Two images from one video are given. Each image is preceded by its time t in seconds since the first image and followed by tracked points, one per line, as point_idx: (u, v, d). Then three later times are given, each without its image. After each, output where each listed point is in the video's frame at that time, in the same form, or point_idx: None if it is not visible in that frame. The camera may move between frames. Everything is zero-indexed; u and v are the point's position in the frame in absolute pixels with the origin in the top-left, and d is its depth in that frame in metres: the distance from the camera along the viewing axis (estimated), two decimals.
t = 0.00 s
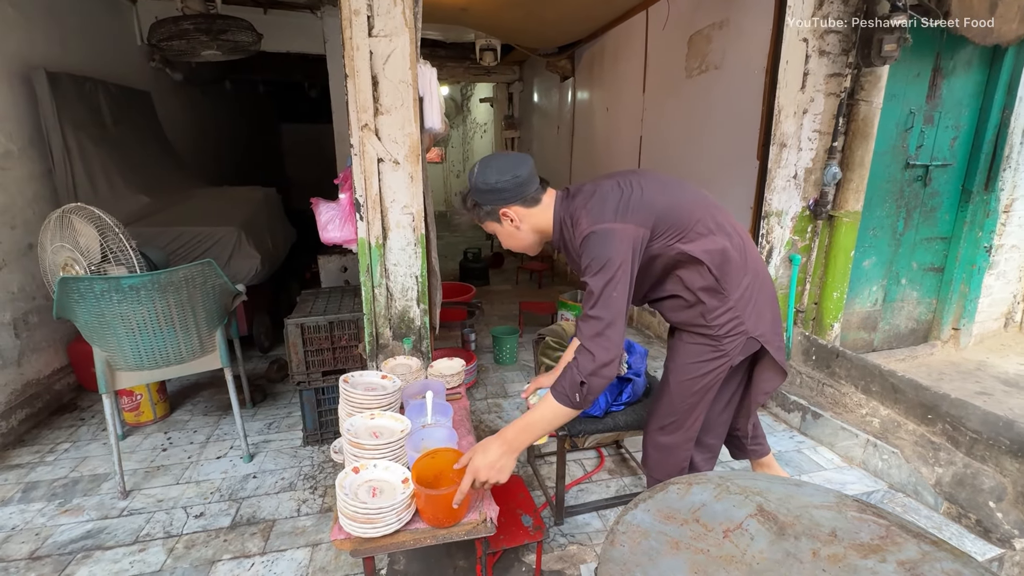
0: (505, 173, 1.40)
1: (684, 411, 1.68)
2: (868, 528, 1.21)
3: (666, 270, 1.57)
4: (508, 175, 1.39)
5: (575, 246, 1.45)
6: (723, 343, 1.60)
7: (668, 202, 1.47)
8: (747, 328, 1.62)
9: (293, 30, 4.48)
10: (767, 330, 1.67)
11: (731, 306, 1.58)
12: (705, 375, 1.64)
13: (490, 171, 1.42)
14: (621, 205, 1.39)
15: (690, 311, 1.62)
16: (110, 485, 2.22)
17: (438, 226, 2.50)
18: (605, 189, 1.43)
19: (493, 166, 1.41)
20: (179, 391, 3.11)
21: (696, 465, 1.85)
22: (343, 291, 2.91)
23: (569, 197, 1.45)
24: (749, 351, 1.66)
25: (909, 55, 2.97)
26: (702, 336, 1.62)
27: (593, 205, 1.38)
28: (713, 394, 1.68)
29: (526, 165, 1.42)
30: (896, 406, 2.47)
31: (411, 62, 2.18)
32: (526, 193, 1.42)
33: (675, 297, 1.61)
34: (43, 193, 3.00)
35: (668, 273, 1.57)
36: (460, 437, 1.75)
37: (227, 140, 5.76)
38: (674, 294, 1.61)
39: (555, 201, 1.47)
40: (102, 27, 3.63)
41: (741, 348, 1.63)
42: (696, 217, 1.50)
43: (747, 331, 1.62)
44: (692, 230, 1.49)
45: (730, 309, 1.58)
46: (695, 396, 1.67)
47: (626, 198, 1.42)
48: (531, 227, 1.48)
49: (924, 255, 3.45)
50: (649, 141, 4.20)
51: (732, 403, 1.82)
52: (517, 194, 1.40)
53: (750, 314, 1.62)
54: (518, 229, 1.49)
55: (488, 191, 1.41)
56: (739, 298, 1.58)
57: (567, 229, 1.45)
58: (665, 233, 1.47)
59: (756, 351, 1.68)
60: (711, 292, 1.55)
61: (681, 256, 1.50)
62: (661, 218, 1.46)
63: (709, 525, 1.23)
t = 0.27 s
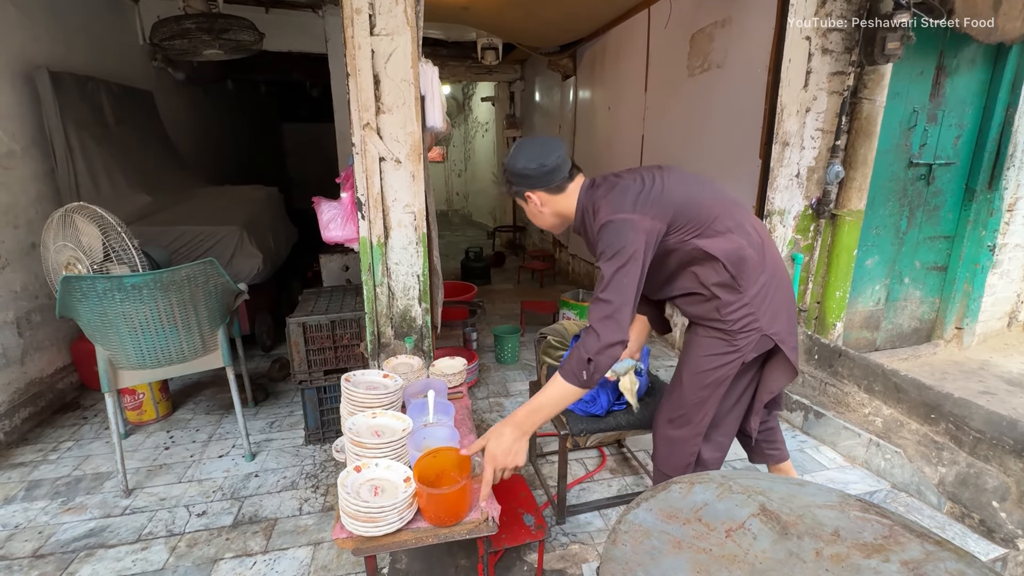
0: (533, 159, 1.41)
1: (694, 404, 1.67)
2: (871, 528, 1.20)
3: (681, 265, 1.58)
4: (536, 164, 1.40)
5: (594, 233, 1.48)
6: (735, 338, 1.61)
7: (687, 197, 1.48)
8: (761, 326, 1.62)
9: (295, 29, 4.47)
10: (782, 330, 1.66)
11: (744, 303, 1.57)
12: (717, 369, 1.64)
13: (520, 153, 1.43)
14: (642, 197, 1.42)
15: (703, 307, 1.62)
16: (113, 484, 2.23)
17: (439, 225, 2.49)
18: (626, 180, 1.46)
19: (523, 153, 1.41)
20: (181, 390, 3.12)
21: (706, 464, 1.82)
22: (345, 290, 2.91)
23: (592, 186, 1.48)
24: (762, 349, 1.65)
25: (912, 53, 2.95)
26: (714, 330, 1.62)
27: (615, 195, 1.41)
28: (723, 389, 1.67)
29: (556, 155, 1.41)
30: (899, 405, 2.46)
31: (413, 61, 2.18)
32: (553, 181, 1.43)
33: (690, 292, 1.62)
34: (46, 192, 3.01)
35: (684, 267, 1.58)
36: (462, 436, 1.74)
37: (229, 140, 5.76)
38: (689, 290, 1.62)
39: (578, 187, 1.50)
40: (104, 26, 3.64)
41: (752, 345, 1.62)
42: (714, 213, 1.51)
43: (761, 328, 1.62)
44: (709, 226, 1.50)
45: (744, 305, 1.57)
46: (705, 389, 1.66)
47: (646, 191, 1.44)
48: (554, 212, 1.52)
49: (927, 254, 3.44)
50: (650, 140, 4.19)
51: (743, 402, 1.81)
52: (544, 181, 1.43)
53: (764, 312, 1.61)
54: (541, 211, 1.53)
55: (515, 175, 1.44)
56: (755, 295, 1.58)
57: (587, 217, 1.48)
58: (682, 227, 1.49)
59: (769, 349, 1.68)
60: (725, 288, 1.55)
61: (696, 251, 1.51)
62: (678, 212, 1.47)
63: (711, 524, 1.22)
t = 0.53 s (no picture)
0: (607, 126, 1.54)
1: (712, 393, 1.67)
2: (870, 529, 1.20)
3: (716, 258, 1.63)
4: (613, 130, 1.53)
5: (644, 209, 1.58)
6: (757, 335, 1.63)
7: (736, 188, 1.55)
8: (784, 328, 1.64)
9: (293, 30, 4.46)
10: (807, 336, 1.67)
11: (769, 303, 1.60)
12: (738, 363, 1.65)
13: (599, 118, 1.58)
14: (695, 179, 1.51)
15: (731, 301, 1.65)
16: (110, 485, 2.22)
17: (438, 225, 2.49)
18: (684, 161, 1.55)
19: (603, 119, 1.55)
20: (179, 391, 3.11)
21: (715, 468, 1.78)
22: (343, 291, 2.90)
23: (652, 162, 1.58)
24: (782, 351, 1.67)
25: (910, 53, 2.95)
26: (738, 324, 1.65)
27: (672, 172, 1.51)
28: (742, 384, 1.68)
29: (632, 126, 1.55)
30: (898, 405, 2.44)
31: (410, 62, 2.17)
32: (624, 148, 1.57)
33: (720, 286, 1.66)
34: (43, 193, 2.99)
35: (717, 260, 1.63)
36: (461, 437, 1.74)
37: (226, 140, 5.75)
38: (720, 284, 1.66)
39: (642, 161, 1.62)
40: (101, 26, 3.62)
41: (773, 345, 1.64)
42: (759, 211, 1.56)
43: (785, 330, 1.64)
44: (749, 222, 1.56)
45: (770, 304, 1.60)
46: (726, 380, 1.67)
47: (699, 176, 1.52)
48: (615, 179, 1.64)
49: (926, 254, 3.44)
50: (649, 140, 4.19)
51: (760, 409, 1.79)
52: (616, 146, 1.56)
53: (787, 316, 1.63)
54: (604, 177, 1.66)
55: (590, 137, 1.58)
56: (781, 298, 1.60)
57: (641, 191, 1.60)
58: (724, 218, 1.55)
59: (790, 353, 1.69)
60: (753, 285, 1.59)
61: (731, 245, 1.56)
62: (723, 203, 1.54)
63: (711, 525, 1.22)
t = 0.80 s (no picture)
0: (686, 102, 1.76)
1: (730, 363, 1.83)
2: (866, 531, 1.20)
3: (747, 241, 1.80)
4: (689, 103, 1.75)
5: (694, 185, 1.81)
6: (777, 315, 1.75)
7: (775, 173, 1.74)
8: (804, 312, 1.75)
9: (289, 31, 4.45)
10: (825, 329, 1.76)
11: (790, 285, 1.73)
12: (760, 341, 1.78)
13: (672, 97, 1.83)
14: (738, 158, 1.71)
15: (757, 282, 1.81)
16: (103, 490, 2.21)
17: (433, 227, 2.49)
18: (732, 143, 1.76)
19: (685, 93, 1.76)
20: (174, 394, 3.09)
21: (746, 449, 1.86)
22: (339, 293, 2.89)
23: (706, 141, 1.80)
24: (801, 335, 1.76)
25: (904, 55, 2.97)
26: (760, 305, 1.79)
27: (723, 149, 1.72)
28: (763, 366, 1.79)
29: (708, 103, 1.76)
30: (894, 406, 2.44)
31: (405, 63, 2.17)
32: (694, 120, 1.79)
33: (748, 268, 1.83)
34: (35, 194, 2.97)
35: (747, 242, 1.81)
36: (456, 440, 1.73)
37: (221, 142, 5.72)
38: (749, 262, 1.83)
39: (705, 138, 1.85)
40: (94, 27, 3.60)
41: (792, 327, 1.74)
42: (788, 200, 1.73)
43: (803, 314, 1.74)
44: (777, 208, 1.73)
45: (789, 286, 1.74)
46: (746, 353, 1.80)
47: (740, 158, 1.73)
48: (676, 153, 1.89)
49: (920, 255, 3.46)
50: (644, 142, 4.19)
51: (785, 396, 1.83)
52: (688, 117, 1.78)
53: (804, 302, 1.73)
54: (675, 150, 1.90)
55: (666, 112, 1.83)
56: (798, 284, 1.73)
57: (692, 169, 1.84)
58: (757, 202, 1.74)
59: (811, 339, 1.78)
60: (771, 268, 1.74)
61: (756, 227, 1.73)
62: (756, 186, 1.73)
63: (706, 528, 1.22)
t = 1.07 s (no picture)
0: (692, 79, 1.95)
1: (698, 330, 2.12)
2: (860, 531, 1.20)
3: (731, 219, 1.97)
4: (696, 80, 1.93)
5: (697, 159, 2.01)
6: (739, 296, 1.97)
7: (757, 157, 1.90)
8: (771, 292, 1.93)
9: (283, 32, 4.43)
10: (777, 311, 1.91)
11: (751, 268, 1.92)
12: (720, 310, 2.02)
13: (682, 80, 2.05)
14: (727, 138, 1.90)
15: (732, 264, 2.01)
16: (93, 494, 2.18)
17: (428, 228, 2.48)
18: (729, 123, 1.95)
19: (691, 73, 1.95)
20: (166, 397, 3.07)
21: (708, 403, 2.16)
22: (333, 295, 2.87)
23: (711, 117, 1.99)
24: (757, 314, 1.95)
25: (896, 56, 2.98)
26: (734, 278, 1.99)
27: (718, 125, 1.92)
28: (722, 334, 2.04)
29: (713, 79, 1.94)
30: (887, 406, 2.51)
31: (398, 64, 2.16)
32: (699, 95, 1.96)
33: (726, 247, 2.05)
34: (25, 196, 2.94)
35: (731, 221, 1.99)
36: (450, 443, 1.72)
37: (215, 143, 5.69)
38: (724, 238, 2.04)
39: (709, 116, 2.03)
40: (85, 28, 3.57)
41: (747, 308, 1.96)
42: (757, 185, 1.90)
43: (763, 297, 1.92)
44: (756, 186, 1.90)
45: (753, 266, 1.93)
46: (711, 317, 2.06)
47: (730, 138, 1.91)
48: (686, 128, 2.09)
49: (913, 255, 3.48)
50: (639, 142, 4.20)
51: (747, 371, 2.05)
52: (695, 92, 1.96)
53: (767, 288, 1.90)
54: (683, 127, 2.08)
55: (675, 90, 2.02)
56: (752, 264, 1.92)
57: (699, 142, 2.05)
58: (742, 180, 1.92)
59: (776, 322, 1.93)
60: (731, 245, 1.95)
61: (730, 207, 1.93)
62: (740, 168, 1.91)
63: (701, 530, 1.21)
